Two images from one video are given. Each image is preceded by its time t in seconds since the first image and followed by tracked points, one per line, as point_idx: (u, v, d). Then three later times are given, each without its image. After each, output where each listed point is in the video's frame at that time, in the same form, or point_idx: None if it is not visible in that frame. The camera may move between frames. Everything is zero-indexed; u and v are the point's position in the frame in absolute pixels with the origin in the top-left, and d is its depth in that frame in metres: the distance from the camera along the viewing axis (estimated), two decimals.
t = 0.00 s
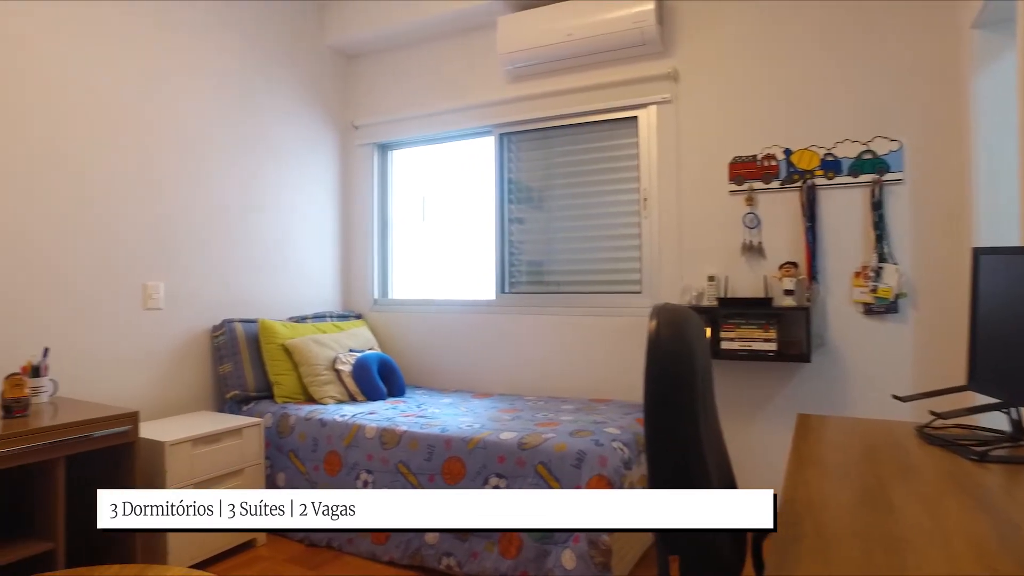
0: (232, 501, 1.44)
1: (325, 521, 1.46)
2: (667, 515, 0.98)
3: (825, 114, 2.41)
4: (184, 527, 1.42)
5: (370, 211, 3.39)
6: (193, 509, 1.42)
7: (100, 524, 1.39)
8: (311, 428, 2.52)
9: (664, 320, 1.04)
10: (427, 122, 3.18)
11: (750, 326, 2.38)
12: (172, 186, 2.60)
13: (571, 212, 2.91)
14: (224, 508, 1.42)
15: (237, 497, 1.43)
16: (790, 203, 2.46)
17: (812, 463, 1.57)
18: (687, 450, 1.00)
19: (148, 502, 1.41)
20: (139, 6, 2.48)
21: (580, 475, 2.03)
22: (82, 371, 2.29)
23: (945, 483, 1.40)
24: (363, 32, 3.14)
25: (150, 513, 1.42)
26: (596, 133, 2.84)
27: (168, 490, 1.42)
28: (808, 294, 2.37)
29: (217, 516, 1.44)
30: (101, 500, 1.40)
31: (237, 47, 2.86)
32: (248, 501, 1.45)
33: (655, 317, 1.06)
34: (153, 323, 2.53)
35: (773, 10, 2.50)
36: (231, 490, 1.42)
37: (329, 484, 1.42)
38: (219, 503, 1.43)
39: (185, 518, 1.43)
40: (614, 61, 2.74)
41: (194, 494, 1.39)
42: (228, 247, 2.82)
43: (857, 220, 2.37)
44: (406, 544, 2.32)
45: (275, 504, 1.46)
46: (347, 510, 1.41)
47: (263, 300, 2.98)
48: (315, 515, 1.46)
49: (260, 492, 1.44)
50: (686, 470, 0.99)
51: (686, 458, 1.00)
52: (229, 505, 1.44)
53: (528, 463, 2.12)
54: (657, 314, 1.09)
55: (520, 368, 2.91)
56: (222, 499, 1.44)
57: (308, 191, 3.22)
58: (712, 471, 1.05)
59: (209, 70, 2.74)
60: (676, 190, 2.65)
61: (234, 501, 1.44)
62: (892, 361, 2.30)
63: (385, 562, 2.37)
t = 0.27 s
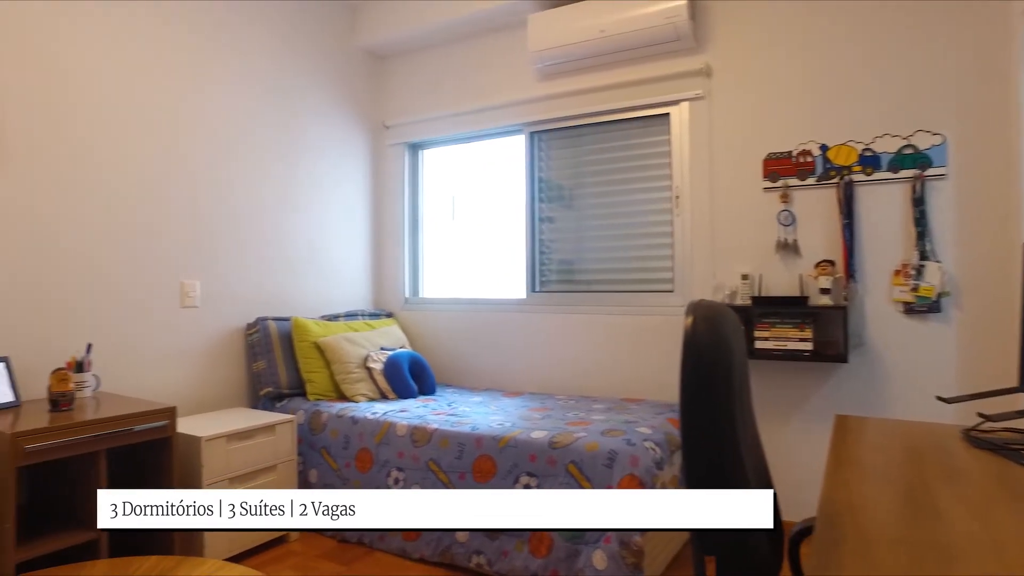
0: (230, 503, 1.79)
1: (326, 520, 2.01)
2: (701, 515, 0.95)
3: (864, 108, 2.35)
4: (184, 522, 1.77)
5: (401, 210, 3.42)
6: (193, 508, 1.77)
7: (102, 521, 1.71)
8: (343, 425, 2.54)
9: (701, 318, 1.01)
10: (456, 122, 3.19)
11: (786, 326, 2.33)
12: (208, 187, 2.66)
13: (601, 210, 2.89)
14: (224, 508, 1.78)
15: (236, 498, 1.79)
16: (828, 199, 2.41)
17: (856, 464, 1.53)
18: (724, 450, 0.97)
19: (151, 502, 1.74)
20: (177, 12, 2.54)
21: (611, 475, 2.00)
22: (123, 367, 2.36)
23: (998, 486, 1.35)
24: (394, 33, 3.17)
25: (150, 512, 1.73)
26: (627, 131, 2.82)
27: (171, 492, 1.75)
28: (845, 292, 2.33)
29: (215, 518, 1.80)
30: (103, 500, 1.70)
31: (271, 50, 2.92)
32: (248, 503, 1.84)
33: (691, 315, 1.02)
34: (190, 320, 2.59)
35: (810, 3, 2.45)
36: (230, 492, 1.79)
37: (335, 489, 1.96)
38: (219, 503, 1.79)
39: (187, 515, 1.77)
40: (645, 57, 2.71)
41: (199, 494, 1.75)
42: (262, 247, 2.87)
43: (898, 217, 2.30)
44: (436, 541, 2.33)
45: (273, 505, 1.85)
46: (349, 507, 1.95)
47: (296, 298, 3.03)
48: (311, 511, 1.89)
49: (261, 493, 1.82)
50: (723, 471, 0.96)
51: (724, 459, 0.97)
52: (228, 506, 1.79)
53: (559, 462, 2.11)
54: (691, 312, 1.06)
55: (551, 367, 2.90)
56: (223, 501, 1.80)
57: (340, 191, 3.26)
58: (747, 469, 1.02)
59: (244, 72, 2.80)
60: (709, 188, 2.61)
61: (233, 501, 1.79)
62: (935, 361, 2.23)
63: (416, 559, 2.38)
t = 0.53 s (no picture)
0: (228, 503, 2.11)
1: (329, 518, 2.32)
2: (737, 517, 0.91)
3: (905, 102, 2.28)
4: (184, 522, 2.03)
5: (432, 210, 3.44)
6: (193, 507, 2.02)
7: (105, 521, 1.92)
8: (374, 423, 2.57)
9: (738, 314, 0.98)
10: (486, 121, 3.21)
11: (822, 325, 2.27)
12: (243, 187, 2.71)
13: (632, 208, 2.86)
14: (221, 506, 2.08)
15: (233, 500, 2.12)
16: (866, 196, 2.35)
17: (903, 468, 1.48)
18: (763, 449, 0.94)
19: (153, 502, 1.96)
20: (212, 16, 2.61)
21: (643, 475, 1.98)
22: (162, 364, 2.43)
23: None
24: (424, 34, 3.20)
25: (150, 511, 1.94)
26: (658, 128, 2.79)
27: (171, 493, 2.00)
28: (884, 292, 2.27)
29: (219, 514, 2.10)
30: (104, 501, 1.89)
31: (305, 52, 2.97)
32: (253, 502, 2.16)
33: (729, 311, 1.00)
34: (226, 319, 2.64)
35: None
36: (226, 493, 2.09)
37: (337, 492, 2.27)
38: (219, 503, 2.08)
39: (189, 514, 2.03)
40: (677, 53, 2.68)
41: (198, 494, 2.04)
42: (296, 247, 2.92)
43: (941, 213, 2.23)
44: (467, 539, 2.33)
45: (273, 505, 2.18)
46: (347, 509, 2.22)
47: (329, 297, 3.07)
48: (309, 511, 2.21)
49: (261, 494, 2.17)
50: (761, 469, 0.93)
51: (763, 456, 0.93)
52: (226, 506, 2.10)
53: (591, 462, 2.09)
54: (728, 308, 1.03)
55: (582, 367, 2.89)
56: (226, 500, 2.12)
57: (372, 190, 3.30)
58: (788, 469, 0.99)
59: (277, 75, 2.86)
60: (743, 185, 2.57)
61: (230, 502, 2.11)
62: (981, 363, 2.16)
63: (446, 557, 2.38)
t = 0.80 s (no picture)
0: (228, 503, 2.13)
1: (329, 518, 2.40)
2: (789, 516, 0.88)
3: (949, 95, 2.22)
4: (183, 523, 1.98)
5: (462, 210, 3.46)
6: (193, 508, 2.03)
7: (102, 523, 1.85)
8: (406, 421, 2.58)
9: (781, 314, 0.94)
10: (516, 121, 3.21)
11: (860, 326, 2.22)
12: (278, 188, 2.76)
13: (664, 207, 2.83)
14: (223, 506, 2.11)
15: (233, 499, 2.14)
16: (908, 193, 2.28)
17: (953, 472, 1.43)
18: (809, 450, 0.89)
19: (152, 502, 1.95)
20: (248, 20, 2.66)
21: (677, 476, 1.95)
22: (199, 361, 2.48)
23: None
24: (455, 34, 3.22)
25: (152, 510, 1.93)
26: (691, 126, 2.76)
27: (171, 493, 1.99)
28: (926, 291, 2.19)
29: (218, 514, 2.11)
30: (103, 501, 1.83)
31: (338, 55, 3.02)
32: (253, 501, 2.20)
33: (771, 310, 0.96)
34: (261, 317, 2.69)
35: None
36: (228, 493, 2.12)
37: (336, 493, 2.40)
38: (219, 504, 2.11)
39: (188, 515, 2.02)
40: (710, 50, 2.65)
41: (198, 495, 2.04)
42: (329, 246, 2.95)
43: (987, 210, 2.16)
44: (498, 539, 2.32)
45: (272, 505, 2.24)
46: (347, 508, 2.35)
47: (361, 296, 3.10)
48: (312, 511, 2.29)
49: (261, 494, 2.23)
50: (806, 469, 0.89)
51: (809, 457, 0.89)
52: (227, 506, 2.13)
53: (623, 462, 2.07)
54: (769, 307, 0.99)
55: (614, 366, 2.87)
56: (226, 500, 2.15)
57: (403, 191, 3.33)
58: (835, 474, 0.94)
59: (311, 77, 2.90)
60: (778, 182, 2.53)
61: (231, 502, 2.13)
62: None
63: (477, 556, 2.38)
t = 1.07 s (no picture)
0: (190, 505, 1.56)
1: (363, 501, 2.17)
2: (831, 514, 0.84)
3: (995, 89, 2.15)
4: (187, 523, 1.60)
5: (494, 210, 3.47)
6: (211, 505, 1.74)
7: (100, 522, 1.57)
8: (439, 420, 2.60)
9: (827, 313, 0.89)
10: (547, 120, 3.22)
11: (901, 326, 2.16)
12: (313, 189, 2.81)
13: (697, 206, 2.80)
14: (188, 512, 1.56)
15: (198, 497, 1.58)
16: (952, 189, 2.22)
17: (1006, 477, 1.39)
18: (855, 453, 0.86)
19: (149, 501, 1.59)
20: (285, 25, 2.71)
21: (712, 478, 1.93)
22: (237, 359, 2.54)
23: None
24: (486, 35, 3.24)
25: (149, 511, 1.59)
26: (724, 124, 2.73)
27: (169, 491, 1.59)
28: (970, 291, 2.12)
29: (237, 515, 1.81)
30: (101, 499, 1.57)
31: (372, 57, 3.06)
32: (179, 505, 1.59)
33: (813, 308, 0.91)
34: (297, 316, 2.74)
35: None
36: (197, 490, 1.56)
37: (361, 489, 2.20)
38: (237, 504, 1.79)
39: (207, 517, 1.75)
40: (744, 46, 2.61)
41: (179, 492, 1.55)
42: (363, 246, 3.00)
43: None
44: (530, 538, 2.33)
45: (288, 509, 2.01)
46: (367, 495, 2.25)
47: (394, 296, 3.14)
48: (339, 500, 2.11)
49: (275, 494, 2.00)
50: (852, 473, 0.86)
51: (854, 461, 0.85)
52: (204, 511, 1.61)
53: (657, 462, 2.05)
54: (812, 304, 0.94)
55: (646, 366, 2.85)
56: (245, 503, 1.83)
57: (435, 191, 3.36)
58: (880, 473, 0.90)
59: (345, 79, 2.94)
60: (815, 180, 2.48)
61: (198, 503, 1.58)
62: None
63: (509, 555, 2.38)
